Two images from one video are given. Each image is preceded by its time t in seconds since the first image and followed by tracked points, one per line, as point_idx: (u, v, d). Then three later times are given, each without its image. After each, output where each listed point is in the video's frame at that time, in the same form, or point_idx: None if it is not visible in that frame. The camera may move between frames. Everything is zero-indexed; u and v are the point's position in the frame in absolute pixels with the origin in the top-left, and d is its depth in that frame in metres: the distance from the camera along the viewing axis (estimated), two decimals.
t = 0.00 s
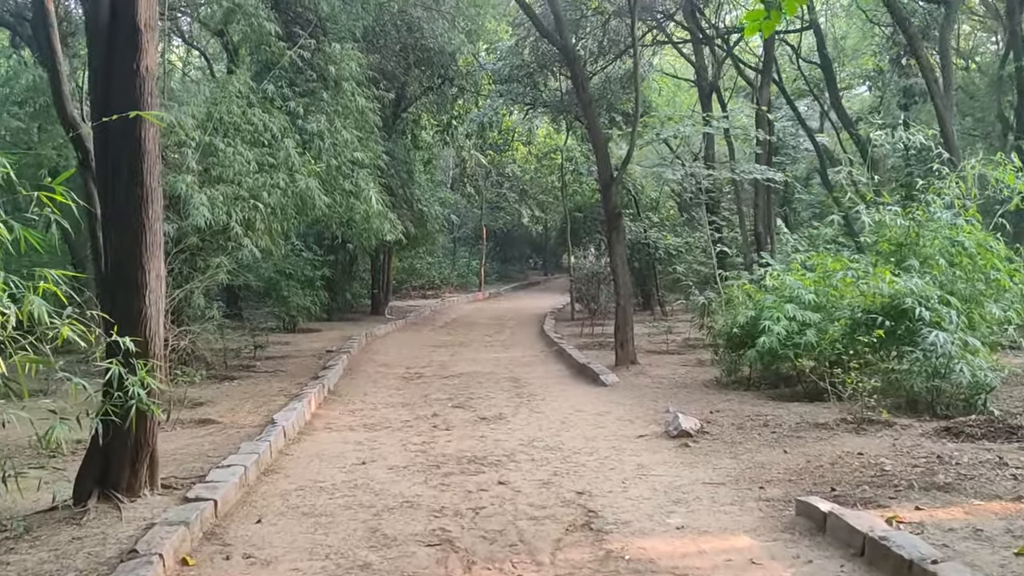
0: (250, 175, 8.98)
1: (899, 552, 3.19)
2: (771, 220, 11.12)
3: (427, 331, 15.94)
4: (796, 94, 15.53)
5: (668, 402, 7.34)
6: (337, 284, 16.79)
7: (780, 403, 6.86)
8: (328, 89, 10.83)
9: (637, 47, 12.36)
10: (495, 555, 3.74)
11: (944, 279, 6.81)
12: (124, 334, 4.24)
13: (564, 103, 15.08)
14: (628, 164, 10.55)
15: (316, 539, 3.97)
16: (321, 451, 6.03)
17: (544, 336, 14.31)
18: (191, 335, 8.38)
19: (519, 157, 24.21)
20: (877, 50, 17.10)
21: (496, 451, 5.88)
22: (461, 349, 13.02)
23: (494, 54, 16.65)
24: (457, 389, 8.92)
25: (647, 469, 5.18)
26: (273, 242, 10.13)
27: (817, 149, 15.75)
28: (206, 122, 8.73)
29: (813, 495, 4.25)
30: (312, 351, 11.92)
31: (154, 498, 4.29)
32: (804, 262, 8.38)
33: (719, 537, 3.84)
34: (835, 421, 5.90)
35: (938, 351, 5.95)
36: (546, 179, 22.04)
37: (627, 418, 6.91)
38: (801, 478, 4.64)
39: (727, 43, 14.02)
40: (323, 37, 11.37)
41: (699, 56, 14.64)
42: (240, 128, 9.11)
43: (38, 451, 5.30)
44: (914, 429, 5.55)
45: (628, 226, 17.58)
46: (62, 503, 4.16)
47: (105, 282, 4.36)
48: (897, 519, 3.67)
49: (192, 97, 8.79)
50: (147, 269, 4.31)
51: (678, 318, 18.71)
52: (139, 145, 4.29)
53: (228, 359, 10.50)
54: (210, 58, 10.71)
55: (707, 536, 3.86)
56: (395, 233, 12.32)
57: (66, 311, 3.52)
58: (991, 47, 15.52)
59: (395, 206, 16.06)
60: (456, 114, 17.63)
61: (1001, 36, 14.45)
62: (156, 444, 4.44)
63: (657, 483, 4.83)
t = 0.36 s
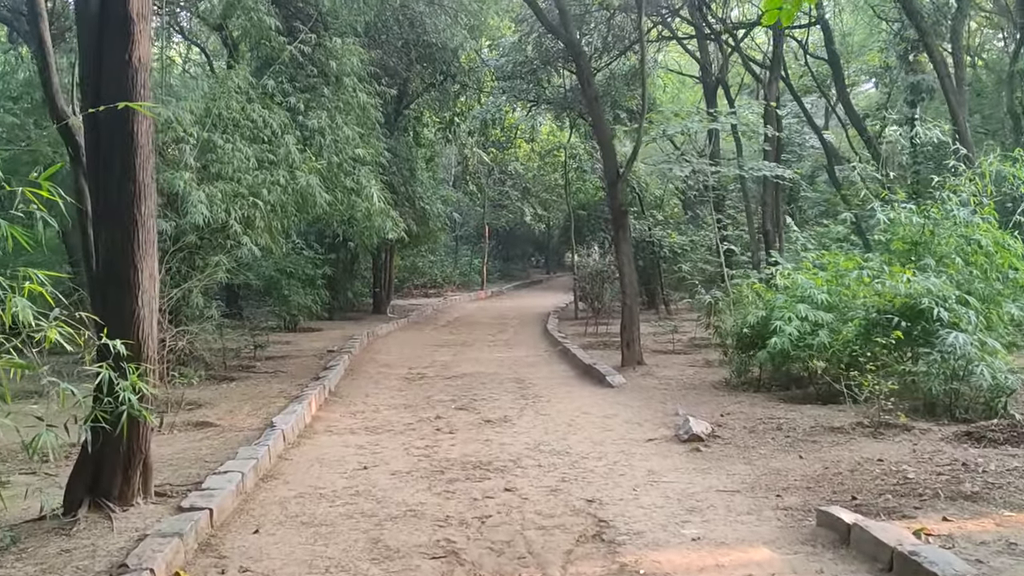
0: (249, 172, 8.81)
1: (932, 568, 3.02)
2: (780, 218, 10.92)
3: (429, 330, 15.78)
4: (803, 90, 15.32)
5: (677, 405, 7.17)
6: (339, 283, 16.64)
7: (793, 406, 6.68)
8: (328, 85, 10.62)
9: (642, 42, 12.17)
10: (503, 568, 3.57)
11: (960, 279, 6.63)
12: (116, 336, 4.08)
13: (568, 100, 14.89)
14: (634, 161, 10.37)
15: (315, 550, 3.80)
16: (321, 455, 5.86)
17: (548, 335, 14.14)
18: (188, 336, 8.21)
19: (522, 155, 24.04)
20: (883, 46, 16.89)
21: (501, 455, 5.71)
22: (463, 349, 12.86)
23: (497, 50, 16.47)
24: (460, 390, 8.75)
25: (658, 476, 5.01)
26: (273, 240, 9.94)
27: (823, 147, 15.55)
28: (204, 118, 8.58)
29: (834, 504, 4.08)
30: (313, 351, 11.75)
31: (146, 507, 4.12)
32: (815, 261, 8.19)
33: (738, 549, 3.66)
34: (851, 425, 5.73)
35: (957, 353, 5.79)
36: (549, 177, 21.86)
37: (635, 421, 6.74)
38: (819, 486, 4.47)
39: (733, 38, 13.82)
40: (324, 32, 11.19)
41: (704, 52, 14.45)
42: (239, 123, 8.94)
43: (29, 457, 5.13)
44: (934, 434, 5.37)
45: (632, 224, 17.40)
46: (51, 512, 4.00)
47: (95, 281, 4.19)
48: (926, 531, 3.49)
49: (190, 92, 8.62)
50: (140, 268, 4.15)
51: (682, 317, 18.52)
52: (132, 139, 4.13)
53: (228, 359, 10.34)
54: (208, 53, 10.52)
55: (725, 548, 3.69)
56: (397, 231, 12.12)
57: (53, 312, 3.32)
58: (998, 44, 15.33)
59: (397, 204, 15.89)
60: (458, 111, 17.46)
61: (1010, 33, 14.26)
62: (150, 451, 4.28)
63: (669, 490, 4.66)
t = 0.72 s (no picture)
0: (248, 169, 8.64)
1: None
2: (788, 216, 10.73)
3: (431, 329, 15.61)
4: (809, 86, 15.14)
5: (686, 406, 7.00)
6: (339, 281, 16.49)
7: (805, 408, 6.50)
8: (329, 81, 10.42)
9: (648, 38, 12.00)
10: None
11: (977, 277, 6.42)
12: (107, 338, 3.92)
13: (572, 96, 14.74)
14: (640, 159, 10.19)
15: (314, 561, 3.63)
16: (321, 459, 5.70)
17: (551, 335, 13.96)
18: (186, 336, 8.05)
19: (524, 153, 23.86)
20: (889, 43, 16.69)
21: (507, 459, 5.55)
22: (466, 349, 12.69)
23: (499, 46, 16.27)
24: (463, 391, 8.58)
25: (669, 481, 4.84)
26: (273, 238, 9.77)
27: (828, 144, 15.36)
28: (202, 114, 8.43)
29: (856, 512, 3.91)
30: (313, 351, 11.59)
31: (138, 516, 3.96)
32: (827, 260, 8.00)
33: (757, 561, 3.49)
34: (867, 428, 5.55)
35: (976, 353, 5.61)
36: (552, 175, 21.67)
37: (644, 423, 6.57)
38: (839, 493, 4.30)
39: (739, 33, 13.64)
40: (324, 26, 11.02)
41: (708, 48, 14.29)
42: (237, 119, 8.78)
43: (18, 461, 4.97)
44: (954, 438, 5.19)
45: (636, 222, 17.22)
46: (39, 521, 3.84)
47: (85, 279, 4.03)
48: (957, 543, 3.32)
49: (187, 87, 8.48)
50: (132, 266, 3.99)
51: (687, 316, 18.36)
52: (123, 131, 3.96)
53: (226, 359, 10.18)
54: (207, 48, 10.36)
55: (744, 560, 3.52)
56: (399, 230, 11.94)
57: (38, 313, 3.15)
58: (1007, 39, 15.14)
59: (399, 202, 15.72)
60: (460, 109, 17.29)
61: (1018, 29, 14.08)
62: (142, 457, 4.12)
63: (682, 497, 4.49)
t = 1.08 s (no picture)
0: (247, 166, 8.44)
1: None
2: (798, 214, 10.53)
3: (434, 330, 15.43)
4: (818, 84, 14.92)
5: (697, 410, 6.80)
6: (341, 281, 16.28)
7: (821, 412, 6.30)
8: (330, 76, 10.22)
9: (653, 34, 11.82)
10: None
11: (999, 277, 6.20)
12: (95, 340, 3.72)
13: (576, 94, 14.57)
14: (647, 157, 9.98)
15: None
16: (321, 465, 5.51)
17: (556, 335, 13.76)
18: (184, 337, 7.86)
19: (527, 152, 23.67)
20: (897, 39, 16.49)
21: (514, 465, 5.35)
22: (470, 349, 12.50)
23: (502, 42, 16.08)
24: (467, 394, 8.38)
25: (684, 490, 4.64)
26: (273, 237, 9.58)
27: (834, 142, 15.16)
28: (199, 111, 8.28)
29: (884, 524, 3.71)
30: (314, 352, 11.41)
31: (129, 527, 3.76)
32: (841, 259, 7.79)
33: None
34: (888, 433, 5.35)
35: (1000, 356, 5.38)
36: (556, 174, 21.47)
37: (654, 427, 6.37)
38: (864, 502, 4.09)
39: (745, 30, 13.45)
40: (325, 22, 10.83)
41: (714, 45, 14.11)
42: (236, 115, 8.59)
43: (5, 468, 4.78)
44: (979, 444, 4.98)
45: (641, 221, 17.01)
46: (24, 533, 3.64)
47: (73, 278, 3.83)
48: (998, 558, 3.12)
49: (184, 82, 8.31)
50: (121, 264, 3.79)
51: (693, 317, 18.16)
52: (112, 123, 3.76)
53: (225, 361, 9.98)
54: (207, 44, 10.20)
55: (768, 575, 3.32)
56: (402, 228, 11.75)
57: (20, 312, 2.93)
58: (1018, 35, 14.92)
59: (400, 201, 15.52)
60: (463, 107, 17.09)
61: None
62: (134, 465, 3.93)
63: (699, 507, 4.29)
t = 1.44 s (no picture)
0: (249, 164, 8.27)
1: None
2: (808, 214, 10.36)
3: (438, 331, 15.26)
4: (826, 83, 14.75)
5: (710, 413, 6.63)
6: (343, 282, 16.03)
7: (840, 415, 6.14)
8: (334, 73, 10.06)
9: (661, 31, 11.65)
10: None
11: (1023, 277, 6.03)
12: (92, 342, 3.56)
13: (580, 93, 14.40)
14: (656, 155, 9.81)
15: None
16: (326, 470, 5.35)
17: (561, 337, 13.60)
18: (185, 338, 7.70)
19: (531, 152, 23.52)
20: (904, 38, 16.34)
21: (526, 471, 5.18)
22: (474, 351, 12.33)
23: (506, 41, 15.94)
24: (474, 396, 8.21)
25: (704, 497, 4.47)
26: (275, 237, 9.42)
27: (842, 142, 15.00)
28: (200, 108, 8.12)
29: (918, 536, 3.55)
30: (317, 353, 11.24)
31: (127, 537, 3.60)
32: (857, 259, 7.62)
33: None
34: (911, 438, 5.19)
35: None
36: (559, 174, 21.31)
37: (668, 431, 6.20)
38: (894, 511, 3.93)
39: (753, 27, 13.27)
40: (329, 18, 10.68)
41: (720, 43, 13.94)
42: (238, 112, 8.43)
43: None
44: (1007, 450, 4.82)
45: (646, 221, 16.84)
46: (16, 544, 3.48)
47: (70, 277, 3.67)
48: None
49: (186, 78, 8.17)
50: (120, 262, 3.63)
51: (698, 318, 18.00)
52: (110, 114, 3.60)
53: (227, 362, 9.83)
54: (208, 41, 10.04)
55: None
56: (405, 228, 11.58)
57: (10, 313, 2.75)
58: None
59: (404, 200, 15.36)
60: (466, 106, 16.94)
61: None
62: (132, 473, 3.76)
63: (721, 515, 4.12)
